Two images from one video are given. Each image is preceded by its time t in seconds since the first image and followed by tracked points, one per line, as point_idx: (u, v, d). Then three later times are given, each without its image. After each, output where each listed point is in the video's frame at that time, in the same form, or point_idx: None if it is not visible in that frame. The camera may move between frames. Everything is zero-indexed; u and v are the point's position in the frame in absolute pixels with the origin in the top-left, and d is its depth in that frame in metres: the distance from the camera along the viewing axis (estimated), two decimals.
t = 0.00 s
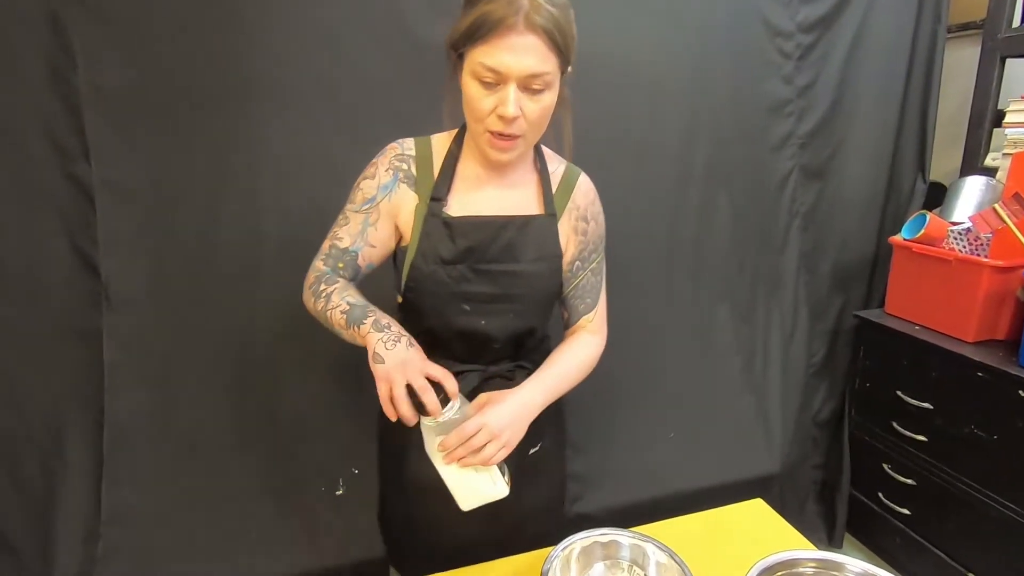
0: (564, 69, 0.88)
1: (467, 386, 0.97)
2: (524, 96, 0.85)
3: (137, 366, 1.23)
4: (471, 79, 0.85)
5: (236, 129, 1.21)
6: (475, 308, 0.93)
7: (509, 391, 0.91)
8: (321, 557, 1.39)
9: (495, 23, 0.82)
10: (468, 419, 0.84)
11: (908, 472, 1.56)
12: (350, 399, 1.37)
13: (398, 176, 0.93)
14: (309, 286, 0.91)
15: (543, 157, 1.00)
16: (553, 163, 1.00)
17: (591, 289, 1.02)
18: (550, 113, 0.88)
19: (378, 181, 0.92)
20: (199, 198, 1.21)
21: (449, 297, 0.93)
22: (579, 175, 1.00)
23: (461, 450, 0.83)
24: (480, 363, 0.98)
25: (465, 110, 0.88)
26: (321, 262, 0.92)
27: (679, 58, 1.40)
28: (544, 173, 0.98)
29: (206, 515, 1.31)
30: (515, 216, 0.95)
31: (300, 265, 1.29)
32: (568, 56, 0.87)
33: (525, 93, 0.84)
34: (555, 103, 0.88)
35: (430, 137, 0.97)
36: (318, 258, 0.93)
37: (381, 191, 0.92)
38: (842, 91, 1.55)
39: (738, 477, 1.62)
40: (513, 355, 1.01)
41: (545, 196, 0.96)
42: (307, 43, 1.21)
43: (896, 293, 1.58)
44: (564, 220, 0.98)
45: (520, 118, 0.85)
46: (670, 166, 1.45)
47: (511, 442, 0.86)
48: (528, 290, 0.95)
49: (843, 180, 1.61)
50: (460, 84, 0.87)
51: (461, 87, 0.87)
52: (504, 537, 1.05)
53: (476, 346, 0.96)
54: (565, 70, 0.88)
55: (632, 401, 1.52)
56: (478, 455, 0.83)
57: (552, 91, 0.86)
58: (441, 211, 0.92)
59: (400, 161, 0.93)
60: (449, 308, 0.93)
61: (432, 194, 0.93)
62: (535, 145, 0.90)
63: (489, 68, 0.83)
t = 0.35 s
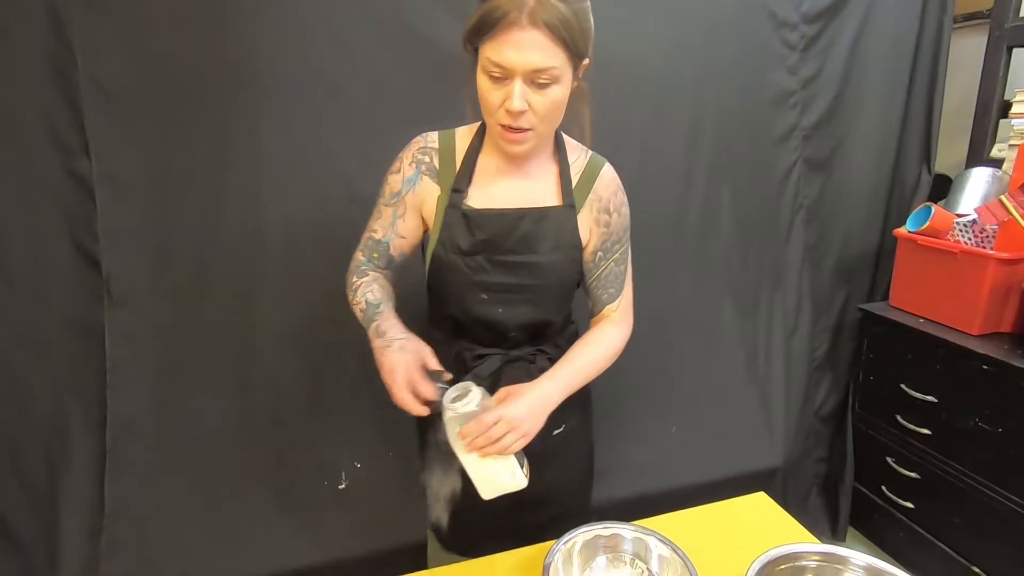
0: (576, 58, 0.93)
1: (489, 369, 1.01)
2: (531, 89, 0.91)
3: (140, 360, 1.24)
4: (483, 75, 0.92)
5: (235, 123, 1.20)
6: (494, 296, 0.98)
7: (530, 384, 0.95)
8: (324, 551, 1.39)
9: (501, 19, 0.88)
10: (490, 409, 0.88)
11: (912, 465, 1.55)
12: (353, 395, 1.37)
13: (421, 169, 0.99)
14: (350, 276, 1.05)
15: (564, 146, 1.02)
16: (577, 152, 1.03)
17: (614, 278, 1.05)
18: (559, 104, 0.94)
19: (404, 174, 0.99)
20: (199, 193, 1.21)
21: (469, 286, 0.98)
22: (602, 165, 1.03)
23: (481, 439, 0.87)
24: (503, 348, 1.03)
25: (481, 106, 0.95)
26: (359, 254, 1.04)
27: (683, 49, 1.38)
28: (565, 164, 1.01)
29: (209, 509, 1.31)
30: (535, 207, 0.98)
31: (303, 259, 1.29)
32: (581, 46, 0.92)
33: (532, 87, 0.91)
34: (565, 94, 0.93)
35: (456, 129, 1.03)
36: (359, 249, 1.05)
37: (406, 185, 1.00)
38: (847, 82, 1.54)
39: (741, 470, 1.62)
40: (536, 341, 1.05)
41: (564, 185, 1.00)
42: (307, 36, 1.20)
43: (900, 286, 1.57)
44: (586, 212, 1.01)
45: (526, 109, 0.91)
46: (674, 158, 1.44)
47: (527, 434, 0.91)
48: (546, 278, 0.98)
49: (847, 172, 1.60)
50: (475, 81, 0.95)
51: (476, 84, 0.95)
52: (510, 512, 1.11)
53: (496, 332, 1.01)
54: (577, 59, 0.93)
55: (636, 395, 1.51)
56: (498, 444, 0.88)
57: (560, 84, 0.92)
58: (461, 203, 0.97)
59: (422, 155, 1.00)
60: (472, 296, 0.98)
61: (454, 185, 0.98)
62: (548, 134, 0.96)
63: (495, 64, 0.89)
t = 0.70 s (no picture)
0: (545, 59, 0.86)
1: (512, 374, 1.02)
2: (501, 92, 0.85)
3: (145, 354, 1.24)
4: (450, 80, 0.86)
5: (237, 116, 1.19)
6: (512, 313, 0.98)
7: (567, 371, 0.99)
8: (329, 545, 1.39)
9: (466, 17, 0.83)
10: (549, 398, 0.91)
11: (917, 458, 1.55)
12: (357, 388, 1.37)
13: (416, 210, 0.96)
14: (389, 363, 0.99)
15: (547, 146, 1.01)
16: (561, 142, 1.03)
17: (624, 258, 1.07)
18: (528, 110, 0.87)
19: (400, 228, 0.96)
20: (202, 187, 1.21)
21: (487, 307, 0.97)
22: (591, 149, 1.03)
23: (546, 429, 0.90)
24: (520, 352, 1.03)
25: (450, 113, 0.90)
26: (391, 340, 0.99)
27: (688, 39, 1.37)
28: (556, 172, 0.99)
29: (215, 501, 1.32)
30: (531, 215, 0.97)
31: (306, 252, 1.29)
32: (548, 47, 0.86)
33: (501, 95, 0.85)
34: (537, 98, 0.87)
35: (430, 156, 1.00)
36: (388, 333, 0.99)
37: (404, 237, 0.96)
38: (854, 71, 1.52)
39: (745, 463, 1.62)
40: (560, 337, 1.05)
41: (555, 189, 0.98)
42: (309, 27, 1.19)
43: (907, 277, 1.56)
44: (585, 203, 1.00)
45: (498, 114, 0.85)
46: (678, 150, 1.43)
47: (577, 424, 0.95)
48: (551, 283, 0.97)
49: (854, 163, 1.59)
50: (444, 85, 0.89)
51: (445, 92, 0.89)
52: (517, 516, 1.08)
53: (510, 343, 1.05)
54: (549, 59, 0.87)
55: (640, 387, 1.52)
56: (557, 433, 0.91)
57: (530, 87, 0.86)
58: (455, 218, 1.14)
59: (412, 198, 0.97)
60: (489, 314, 0.98)
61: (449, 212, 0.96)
62: (523, 139, 0.89)
63: (462, 69, 0.84)
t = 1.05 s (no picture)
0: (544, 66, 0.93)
1: (504, 396, 1.10)
2: (495, 105, 0.92)
3: (151, 349, 1.24)
4: (441, 91, 0.93)
5: (243, 112, 1.20)
6: (506, 341, 1.05)
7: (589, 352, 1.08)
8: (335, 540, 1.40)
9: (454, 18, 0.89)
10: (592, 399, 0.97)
11: (924, 456, 1.55)
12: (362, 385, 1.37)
13: (394, 242, 1.00)
14: (360, 381, 1.03)
15: (542, 164, 1.07)
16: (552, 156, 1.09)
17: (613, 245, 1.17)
18: (525, 122, 0.94)
19: (379, 257, 0.99)
20: (207, 183, 1.21)
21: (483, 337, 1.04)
22: (584, 158, 1.12)
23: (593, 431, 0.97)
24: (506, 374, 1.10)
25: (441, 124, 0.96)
26: (364, 359, 1.02)
27: (695, 34, 1.36)
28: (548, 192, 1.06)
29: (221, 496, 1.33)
30: (531, 243, 1.04)
31: (311, 249, 1.29)
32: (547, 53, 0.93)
33: (494, 103, 0.91)
34: (531, 110, 0.94)
35: (407, 180, 1.02)
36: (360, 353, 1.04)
37: (384, 268, 1.00)
38: (862, 66, 1.51)
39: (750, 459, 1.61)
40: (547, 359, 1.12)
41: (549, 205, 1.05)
42: (314, 23, 1.19)
43: (914, 274, 1.55)
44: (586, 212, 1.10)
45: (491, 128, 0.92)
46: (685, 145, 1.42)
47: (607, 418, 1.05)
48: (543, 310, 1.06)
49: (861, 159, 1.58)
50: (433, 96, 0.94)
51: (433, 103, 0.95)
52: (510, 513, 1.18)
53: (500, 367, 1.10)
54: (548, 69, 0.94)
55: (646, 385, 1.51)
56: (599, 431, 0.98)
57: (522, 97, 0.93)
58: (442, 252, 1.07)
59: (389, 230, 0.99)
60: (483, 342, 1.05)
61: (435, 243, 1.00)
62: (515, 153, 0.97)
63: (453, 77, 0.91)
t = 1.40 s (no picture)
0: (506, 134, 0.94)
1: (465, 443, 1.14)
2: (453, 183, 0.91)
3: (156, 347, 1.25)
4: (392, 174, 0.91)
5: (246, 110, 1.20)
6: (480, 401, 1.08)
7: (575, 373, 1.17)
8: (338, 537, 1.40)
9: (406, 83, 0.88)
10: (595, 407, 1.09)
11: (931, 454, 1.54)
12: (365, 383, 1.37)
13: (352, 336, 0.92)
14: (278, 521, 0.86)
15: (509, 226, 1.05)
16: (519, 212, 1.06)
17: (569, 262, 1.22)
18: (483, 196, 0.94)
19: (334, 353, 0.90)
20: (211, 182, 1.21)
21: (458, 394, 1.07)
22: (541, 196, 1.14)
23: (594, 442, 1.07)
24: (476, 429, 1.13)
25: (393, 210, 0.93)
26: (290, 491, 0.86)
27: (698, 30, 1.36)
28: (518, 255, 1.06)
29: (226, 493, 1.33)
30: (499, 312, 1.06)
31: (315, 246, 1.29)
32: (510, 119, 0.94)
33: (451, 183, 0.91)
34: (491, 184, 0.95)
35: (356, 254, 0.95)
36: (281, 483, 0.87)
37: (336, 368, 0.90)
38: (869, 61, 1.50)
39: (755, 458, 1.61)
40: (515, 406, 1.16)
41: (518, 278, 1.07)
42: (316, 21, 1.19)
43: (921, 271, 1.54)
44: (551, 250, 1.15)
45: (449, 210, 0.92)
46: (689, 142, 1.41)
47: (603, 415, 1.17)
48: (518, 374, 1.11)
49: (868, 155, 1.57)
50: (381, 178, 0.92)
51: (380, 183, 0.93)
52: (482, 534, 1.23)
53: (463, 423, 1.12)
54: (511, 136, 0.95)
55: (650, 382, 1.51)
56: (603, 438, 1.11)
57: (480, 173, 0.93)
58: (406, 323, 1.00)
59: (346, 321, 0.91)
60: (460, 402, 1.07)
61: (395, 328, 0.97)
62: (476, 231, 0.96)
63: (404, 160, 0.90)
